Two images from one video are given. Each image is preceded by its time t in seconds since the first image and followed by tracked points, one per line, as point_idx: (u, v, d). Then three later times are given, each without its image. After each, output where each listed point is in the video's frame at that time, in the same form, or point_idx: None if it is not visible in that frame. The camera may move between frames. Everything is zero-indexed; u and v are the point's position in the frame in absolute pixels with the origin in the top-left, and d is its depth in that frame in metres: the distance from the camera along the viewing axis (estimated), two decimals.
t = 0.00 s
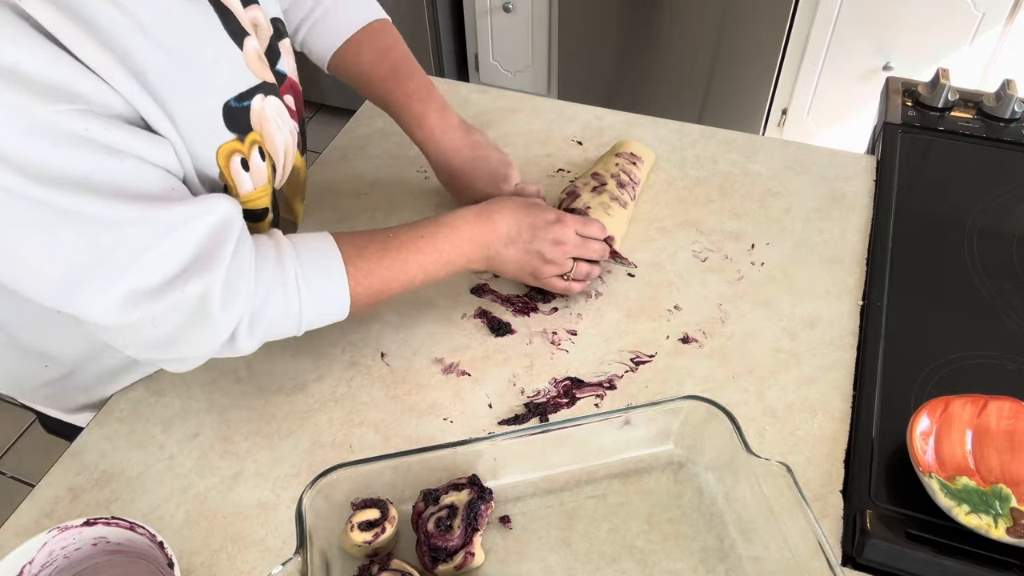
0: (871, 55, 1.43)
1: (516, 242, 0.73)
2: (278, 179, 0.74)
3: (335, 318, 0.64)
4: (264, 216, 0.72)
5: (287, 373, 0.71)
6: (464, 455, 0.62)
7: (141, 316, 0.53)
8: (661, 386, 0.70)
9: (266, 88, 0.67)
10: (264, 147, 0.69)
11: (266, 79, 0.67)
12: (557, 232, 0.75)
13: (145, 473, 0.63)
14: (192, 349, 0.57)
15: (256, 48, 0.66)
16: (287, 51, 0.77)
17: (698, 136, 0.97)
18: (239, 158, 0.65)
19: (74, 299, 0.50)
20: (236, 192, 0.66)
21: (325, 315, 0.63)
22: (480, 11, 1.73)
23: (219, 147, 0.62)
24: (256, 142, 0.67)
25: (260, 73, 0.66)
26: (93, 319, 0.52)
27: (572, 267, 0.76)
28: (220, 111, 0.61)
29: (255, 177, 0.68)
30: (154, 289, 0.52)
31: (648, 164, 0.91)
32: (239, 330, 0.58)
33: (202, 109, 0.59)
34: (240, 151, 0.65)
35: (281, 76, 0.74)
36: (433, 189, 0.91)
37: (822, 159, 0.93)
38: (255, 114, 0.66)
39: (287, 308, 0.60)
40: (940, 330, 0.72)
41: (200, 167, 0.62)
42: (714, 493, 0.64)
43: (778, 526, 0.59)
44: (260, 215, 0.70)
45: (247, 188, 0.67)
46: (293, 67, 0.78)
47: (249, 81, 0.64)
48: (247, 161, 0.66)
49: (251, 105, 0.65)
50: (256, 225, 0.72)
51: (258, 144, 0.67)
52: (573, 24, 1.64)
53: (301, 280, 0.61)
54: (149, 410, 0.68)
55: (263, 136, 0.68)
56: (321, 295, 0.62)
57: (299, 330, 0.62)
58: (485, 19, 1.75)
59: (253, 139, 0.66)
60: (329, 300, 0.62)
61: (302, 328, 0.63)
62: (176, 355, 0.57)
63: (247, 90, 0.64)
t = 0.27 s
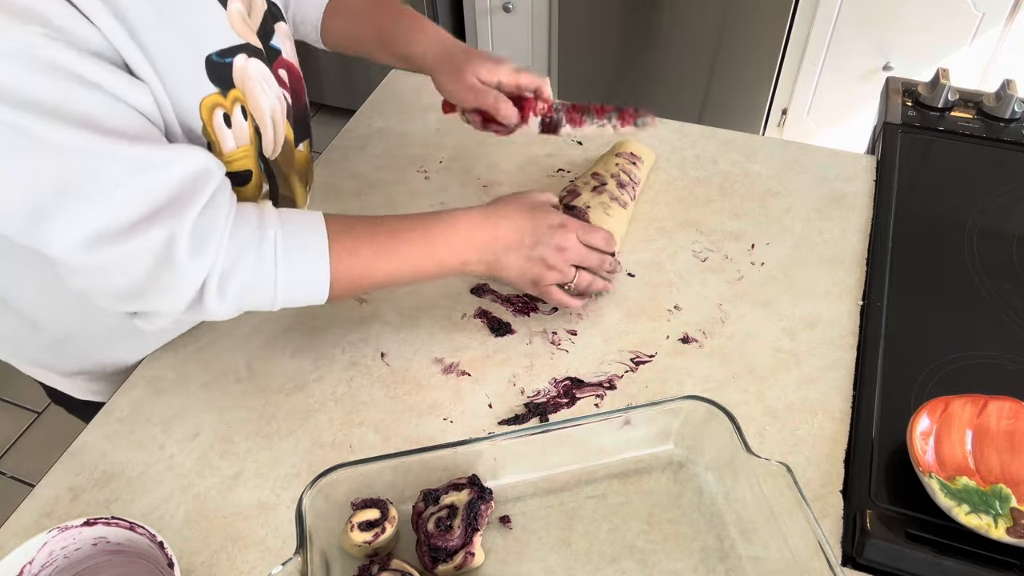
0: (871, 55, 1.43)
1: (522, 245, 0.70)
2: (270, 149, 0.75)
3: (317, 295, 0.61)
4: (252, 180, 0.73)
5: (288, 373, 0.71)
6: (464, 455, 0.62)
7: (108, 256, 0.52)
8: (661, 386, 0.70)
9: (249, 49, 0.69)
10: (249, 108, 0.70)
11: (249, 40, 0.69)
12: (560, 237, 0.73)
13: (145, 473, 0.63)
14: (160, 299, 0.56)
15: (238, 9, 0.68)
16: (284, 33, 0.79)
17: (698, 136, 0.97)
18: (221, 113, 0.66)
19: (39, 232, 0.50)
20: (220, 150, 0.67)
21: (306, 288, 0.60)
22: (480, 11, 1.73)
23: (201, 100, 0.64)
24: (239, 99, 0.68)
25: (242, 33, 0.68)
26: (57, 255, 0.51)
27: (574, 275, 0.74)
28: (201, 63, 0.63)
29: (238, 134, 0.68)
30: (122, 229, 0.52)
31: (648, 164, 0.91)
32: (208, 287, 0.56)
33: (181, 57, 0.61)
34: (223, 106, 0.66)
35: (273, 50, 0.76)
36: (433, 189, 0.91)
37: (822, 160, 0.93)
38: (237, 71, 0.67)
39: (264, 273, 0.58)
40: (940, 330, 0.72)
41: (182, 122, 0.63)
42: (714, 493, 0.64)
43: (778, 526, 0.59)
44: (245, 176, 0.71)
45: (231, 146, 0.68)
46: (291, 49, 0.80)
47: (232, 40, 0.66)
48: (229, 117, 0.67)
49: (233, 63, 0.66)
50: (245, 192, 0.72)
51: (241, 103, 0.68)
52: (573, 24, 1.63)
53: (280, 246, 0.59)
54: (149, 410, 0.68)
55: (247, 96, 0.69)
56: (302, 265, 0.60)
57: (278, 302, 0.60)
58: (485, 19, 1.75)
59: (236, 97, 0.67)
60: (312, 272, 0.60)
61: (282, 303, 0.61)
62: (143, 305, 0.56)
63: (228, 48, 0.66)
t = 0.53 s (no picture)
0: (871, 55, 1.43)
1: (565, 236, 0.71)
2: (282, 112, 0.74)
3: (356, 253, 0.60)
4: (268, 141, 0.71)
5: (288, 372, 0.71)
6: (464, 455, 0.62)
7: (156, 180, 0.50)
8: (661, 386, 0.70)
9: (269, 11, 0.69)
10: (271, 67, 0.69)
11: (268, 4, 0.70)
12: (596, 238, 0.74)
13: (145, 473, 0.63)
14: (202, 237, 0.53)
15: None
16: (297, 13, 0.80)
17: (698, 136, 0.97)
18: (248, 66, 0.64)
19: (83, 152, 0.48)
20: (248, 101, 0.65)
21: (349, 238, 0.59)
22: (480, 11, 1.73)
23: (232, 49, 0.62)
24: (263, 54, 0.67)
25: None
26: (101, 179, 0.48)
27: (596, 282, 0.75)
28: (231, 16, 0.62)
29: (260, 89, 0.67)
30: (169, 155, 0.50)
31: (648, 164, 0.91)
32: (252, 223, 0.55)
33: None
34: (249, 59, 0.65)
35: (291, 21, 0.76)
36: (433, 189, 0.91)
37: (821, 160, 0.93)
38: (260, 28, 0.67)
39: (306, 217, 0.57)
40: (941, 329, 0.72)
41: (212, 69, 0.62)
42: (714, 493, 0.64)
43: (778, 526, 0.59)
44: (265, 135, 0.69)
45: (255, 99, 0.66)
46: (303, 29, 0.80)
47: None
48: (254, 71, 0.66)
49: (257, 19, 0.66)
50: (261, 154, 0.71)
51: (264, 60, 0.67)
52: (573, 24, 1.63)
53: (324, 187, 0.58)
54: (149, 410, 0.68)
55: (269, 55, 0.68)
56: (345, 209, 0.59)
57: (318, 251, 0.58)
58: (485, 19, 1.75)
59: (259, 52, 0.67)
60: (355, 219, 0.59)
61: (319, 262, 0.59)
62: (183, 246, 0.54)
63: (252, 6, 0.66)
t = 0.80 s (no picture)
0: (871, 55, 1.43)
1: (560, 239, 0.72)
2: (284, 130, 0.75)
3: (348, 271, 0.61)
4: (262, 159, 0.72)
5: (288, 372, 0.71)
6: (464, 455, 0.62)
7: (146, 205, 0.50)
8: (661, 386, 0.70)
9: (274, 32, 0.69)
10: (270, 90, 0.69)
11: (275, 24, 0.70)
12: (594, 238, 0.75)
13: (145, 473, 0.63)
14: (192, 261, 0.53)
15: None
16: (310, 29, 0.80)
17: (698, 136, 0.97)
18: (243, 88, 0.65)
19: (72, 177, 0.47)
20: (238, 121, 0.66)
21: (340, 259, 0.60)
22: (480, 11, 1.73)
23: (229, 72, 0.63)
24: (260, 77, 0.67)
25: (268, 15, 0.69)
26: (90, 203, 0.48)
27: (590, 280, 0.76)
28: (230, 39, 0.62)
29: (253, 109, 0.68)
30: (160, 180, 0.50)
31: (648, 164, 0.91)
32: (242, 246, 0.55)
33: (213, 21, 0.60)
34: (246, 82, 0.65)
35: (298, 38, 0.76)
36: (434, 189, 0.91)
37: (821, 160, 0.93)
38: (262, 50, 0.67)
39: (297, 239, 0.57)
40: (941, 330, 0.72)
41: (208, 92, 0.62)
42: (714, 493, 0.64)
43: (778, 526, 0.59)
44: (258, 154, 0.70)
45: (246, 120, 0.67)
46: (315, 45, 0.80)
47: (260, 20, 0.67)
48: (249, 92, 0.66)
49: (259, 41, 0.66)
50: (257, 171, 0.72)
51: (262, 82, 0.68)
52: (573, 24, 1.63)
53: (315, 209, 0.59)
54: (149, 410, 0.68)
55: (269, 77, 0.69)
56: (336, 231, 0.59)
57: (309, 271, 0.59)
58: (485, 19, 1.75)
59: (258, 75, 0.67)
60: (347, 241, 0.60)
61: (312, 278, 0.60)
62: (173, 268, 0.54)
63: (257, 28, 0.66)
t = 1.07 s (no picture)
0: (871, 55, 1.43)
1: (548, 239, 0.71)
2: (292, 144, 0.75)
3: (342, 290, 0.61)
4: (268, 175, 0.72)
5: (288, 373, 0.71)
6: (464, 455, 0.62)
7: (143, 239, 0.50)
8: (661, 386, 0.70)
9: (287, 48, 0.69)
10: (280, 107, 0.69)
11: (287, 40, 0.69)
12: (588, 237, 0.75)
13: (145, 473, 0.63)
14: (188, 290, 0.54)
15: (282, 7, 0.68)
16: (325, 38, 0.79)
17: (698, 136, 0.97)
18: (251, 107, 0.65)
19: (70, 211, 0.47)
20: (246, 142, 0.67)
21: (335, 282, 0.60)
22: (481, 11, 1.73)
23: (238, 91, 0.63)
24: (271, 96, 0.68)
25: (281, 32, 0.68)
26: (88, 237, 0.48)
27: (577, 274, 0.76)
28: (241, 61, 0.62)
29: (261, 128, 0.68)
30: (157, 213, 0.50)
31: (648, 164, 0.91)
32: (237, 274, 0.55)
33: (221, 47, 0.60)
34: (254, 100, 0.65)
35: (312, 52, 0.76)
36: (434, 189, 0.91)
37: (821, 160, 0.93)
38: (273, 69, 0.67)
39: (291, 263, 0.58)
40: (941, 330, 0.72)
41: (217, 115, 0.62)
42: (714, 493, 0.64)
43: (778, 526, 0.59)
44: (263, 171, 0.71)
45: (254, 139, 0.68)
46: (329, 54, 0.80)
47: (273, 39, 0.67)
48: (258, 112, 0.66)
49: (271, 60, 0.66)
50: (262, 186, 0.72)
51: (272, 99, 0.68)
52: (573, 23, 1.63)
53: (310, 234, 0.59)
54: (149, 411, 0.68)
55: (280, 94, 0.69)
56: (331, 255, 0.59)
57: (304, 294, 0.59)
58: (485, 19, 1.75)
59: (268, 93, 0.67)
60: (342, 264, 0.60)
61: (308, 298, 0.60)
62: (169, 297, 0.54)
63: (269, 45, 0.66)
